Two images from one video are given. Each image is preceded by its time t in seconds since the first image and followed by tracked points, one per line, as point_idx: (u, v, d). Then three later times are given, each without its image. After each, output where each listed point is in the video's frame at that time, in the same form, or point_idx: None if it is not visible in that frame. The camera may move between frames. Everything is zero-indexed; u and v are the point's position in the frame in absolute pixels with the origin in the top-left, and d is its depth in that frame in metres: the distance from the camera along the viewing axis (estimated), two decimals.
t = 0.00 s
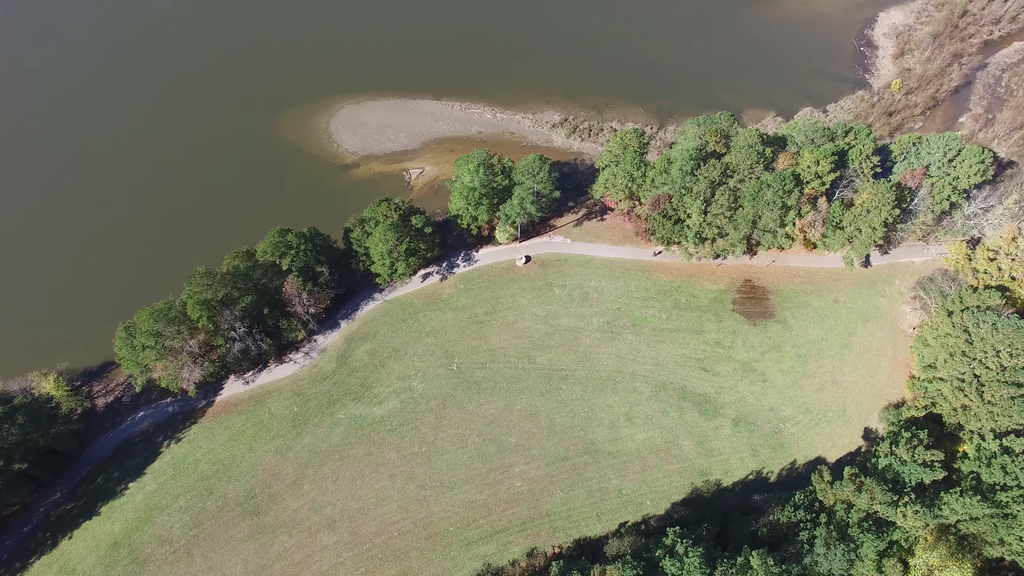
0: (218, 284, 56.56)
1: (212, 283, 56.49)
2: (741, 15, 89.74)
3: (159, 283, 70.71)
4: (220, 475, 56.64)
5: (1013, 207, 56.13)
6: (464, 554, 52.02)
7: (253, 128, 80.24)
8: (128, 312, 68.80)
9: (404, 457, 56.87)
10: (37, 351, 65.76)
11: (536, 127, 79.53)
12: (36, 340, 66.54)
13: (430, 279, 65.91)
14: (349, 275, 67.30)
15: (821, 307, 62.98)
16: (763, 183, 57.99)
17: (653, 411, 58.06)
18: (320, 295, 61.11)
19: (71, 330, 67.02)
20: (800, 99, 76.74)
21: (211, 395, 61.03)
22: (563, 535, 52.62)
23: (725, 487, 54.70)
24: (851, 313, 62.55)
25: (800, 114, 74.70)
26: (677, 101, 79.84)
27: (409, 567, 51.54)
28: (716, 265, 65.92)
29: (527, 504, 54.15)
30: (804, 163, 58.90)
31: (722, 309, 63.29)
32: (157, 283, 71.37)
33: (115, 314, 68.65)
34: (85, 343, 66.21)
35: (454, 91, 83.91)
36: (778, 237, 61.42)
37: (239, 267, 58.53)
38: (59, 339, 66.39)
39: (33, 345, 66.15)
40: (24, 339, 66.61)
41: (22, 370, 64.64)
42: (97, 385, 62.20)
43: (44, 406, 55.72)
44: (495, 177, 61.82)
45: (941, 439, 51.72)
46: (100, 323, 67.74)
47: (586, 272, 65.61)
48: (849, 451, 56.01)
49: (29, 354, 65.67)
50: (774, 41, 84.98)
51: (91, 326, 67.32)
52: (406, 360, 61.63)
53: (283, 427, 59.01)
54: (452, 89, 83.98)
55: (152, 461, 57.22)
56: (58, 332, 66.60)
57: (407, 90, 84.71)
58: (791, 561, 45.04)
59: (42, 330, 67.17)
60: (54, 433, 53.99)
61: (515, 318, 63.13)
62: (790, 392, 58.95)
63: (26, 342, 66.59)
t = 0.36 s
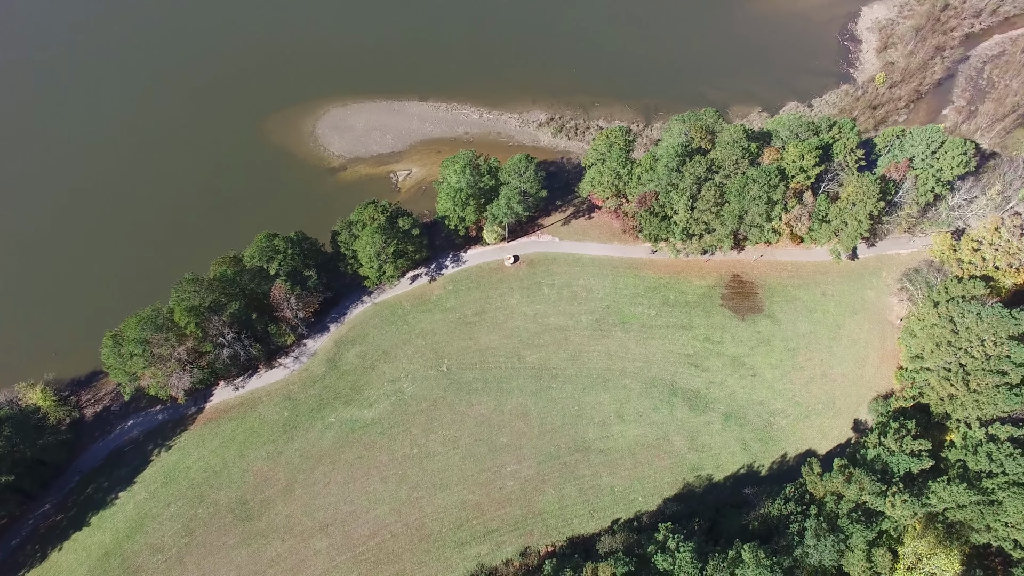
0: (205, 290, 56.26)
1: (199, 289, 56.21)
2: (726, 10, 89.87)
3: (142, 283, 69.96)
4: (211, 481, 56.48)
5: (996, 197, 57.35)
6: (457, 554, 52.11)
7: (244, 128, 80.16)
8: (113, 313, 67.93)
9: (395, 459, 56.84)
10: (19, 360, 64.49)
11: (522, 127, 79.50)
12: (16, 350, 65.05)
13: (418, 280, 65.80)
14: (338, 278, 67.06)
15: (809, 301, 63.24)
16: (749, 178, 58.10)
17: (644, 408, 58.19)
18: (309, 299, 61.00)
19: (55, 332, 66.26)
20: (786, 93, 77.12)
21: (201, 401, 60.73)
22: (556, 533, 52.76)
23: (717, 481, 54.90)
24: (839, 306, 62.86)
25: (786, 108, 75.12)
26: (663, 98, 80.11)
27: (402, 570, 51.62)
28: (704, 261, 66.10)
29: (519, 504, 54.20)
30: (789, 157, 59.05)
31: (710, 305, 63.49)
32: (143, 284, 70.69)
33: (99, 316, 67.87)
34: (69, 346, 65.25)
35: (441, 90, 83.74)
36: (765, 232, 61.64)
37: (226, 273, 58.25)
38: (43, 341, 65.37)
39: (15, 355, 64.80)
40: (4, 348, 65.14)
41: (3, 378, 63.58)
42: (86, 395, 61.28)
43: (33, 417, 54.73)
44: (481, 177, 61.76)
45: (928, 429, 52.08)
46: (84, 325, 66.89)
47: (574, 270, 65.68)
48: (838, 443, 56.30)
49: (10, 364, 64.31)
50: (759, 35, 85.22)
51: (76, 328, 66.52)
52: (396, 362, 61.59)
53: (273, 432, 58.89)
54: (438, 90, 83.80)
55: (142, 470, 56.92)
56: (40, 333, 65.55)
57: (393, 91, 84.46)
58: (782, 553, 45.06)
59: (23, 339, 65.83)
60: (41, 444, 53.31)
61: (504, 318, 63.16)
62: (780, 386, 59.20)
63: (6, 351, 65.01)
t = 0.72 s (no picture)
0: (186, 301, 55.92)
1: (180, 300, 55.89)
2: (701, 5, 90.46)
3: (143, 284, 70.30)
4: (199, 493, 56.14)
5: (970, 183, 58.93)
6: (449, 557, 52.06)
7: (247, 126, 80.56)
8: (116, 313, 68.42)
9: (384, 464, 56.72)
10: None
11: (501, 127, 79.58)
12: None
13: (401, 284, 65.70)
14: (320, 285, 66.88)
15: (791, 291, 63.65)
16: (727, 171, 58.40)
17: (630, 403, 58.38)
18: (292, 307, 60.86)
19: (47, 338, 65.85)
20: (762, 86, 77.79)
21: (187, 413, 60.34)
22: (546, 532, 52.77)
23: (705, 474, 55.10)
24: (821, 294, 63.34)
25: (762, 100, 75.73)
26: (642, 93, 80.54)
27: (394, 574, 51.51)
28: (686, 255, 66.40)
29: (509, 504, 54.21)
30: (766, 149, 59.40)
31: (694, 299, 63.75)
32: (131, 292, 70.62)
33: (100, 317, 68.28)
34: (56, 357, 64.58)
35: (419, 94, 83.68)
36: (745, 224, 61.95)
37: (207, 283, 57.91)
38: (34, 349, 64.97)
39: None
40: None
41: None
42: (69, 411, 60.72)
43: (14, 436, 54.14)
44: (461, 179, 61.76)
45: (912, 414, 52.43)
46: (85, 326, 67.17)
47: (557, 269, 65.81)
48: (824, 431, 56.68)
49: None
50: (734, 28, 85.83)
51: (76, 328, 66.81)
52: (381, 367, 61.49)
53: (260, 441, 58.64)
54: (416, 93, 83.80)
55: (128, 485, 56.48)
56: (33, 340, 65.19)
57: (372, 96, 84.37)
58: (771, 542, 45.26)
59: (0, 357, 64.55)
60: (23, 463, 52.86)
61: (489, 319, 63.20)
62: (765, 376, 59.53)
63: None
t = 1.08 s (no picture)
0: (165, 314, 55.39)
1: (159, 314, 55.41)
2: None
3: (135, 287, 69.53)
4: (186, 507, 55.72)
5: (944, 168, 59.59)
6: (439, 560, 51.98)
7: (243, 127, 81.03)
8: (114, 312, 68.06)
9: (372, 470, 56.55)
10: None
11: (478, 129, 79.60)
12: None
13: (383, 289, 65.61)
14: (302, 293, 66.76)
15: (772, 281, 64.07)
16: (703, 165, 58.87)
17: (616, 400, 58.53)
18: (273, 316, 60.62)
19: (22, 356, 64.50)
20: (737, 79, 78.51)
21: (171, 427, 59.91)
22: (536, 531, 52.77)
23: (692, 467, 55.22)
24: (802, 284, 63.80)
25: (738, 94, 76.39)
26: (618, 91, 81.04)
27: None
28: (667, 250, 66.62)
29: (498, 505, 54.17)
30: (741, 141, 59.63)
31: (676, 293, 64.00)
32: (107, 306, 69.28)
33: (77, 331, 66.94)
34: (32, 376, 63.31)
35: (395, 97, 83.54)
36: (724, 217, 62.20)
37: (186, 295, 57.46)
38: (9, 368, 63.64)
39: None
40: None
41: None
42: (50, 430, 59.65)
43: None
44: (439, 182, 61.90)
45: (893, 399, 52.64)
46: (83, 326, 66.98)
47: (539, 268, 65.87)
48: (808, 420, 57.01)
49: None
50: (708, 22, 86.44)
51: (74, 327, 66.39)
52: (366, 373, 61.32)
53: (246, 452, 58.33)
54: (393, 97, 83.67)
55: (114, 502, 55.95)
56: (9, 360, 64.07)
57: (349, 101, 84.19)
58: (758, 533, 45.16)
59: None
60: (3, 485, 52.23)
61: (472, 321, 63.17)
62: (749, 367, 59.83)
63: None
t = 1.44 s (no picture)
0: (146, 326, 54.95)
1: (140, 326, 55.01)
2: None
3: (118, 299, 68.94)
4: (172, 519, 55.37)
5: (922, 160, 60.23)
6: (428, 565, 51.82)
7: (237, 127, 81.09)
8: (97, 324, 67.42)
9: (359, 477, 56.35)
10: None
11: (458, 131, 79.51)
12: None
13: (367, 295, 65.40)
14: (286, 301, 66.52)
15: (755, 277, 64.28)
16: (682, 163, 58.83)
17: (602, 399, 58.52)
18: (257, 324, 60.44)
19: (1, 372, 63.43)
20: (716, 75, 78.78)
21: (156, 439, 59.54)
22: (525, 533, 52.69)
23: (679, 465, 55.22)
24: (785, 279, 64.00)
25: (717, 90, 76.67)
26: (599, 90, 81.17)
27: None
28: (650, 248, 66.72)
29: (485, 508, 54.05)
30: (720, 137, 59.67)
31: (660, 291, 64.08)
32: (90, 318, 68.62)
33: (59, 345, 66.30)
34: (12, 391, 62.30)
35: (375, 102, 83.43)
36: (706, 214, 62.35)
37: (168, 306, 57.19)
38: None
39: None
40: None
41: None
42: (32, 446, 59.08)
43: None
44: (419, 186, 61.99)
45: (877, 391, 53.11)
46: (66, 339, 66.41)
47: (522, 269, 65.83)
48: (794, 414, 57.15)
49: None
50: (687, 19, 86.65)
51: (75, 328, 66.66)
52: (351, 379, 61.12)
53: (232, 462, 58.01)
54: (373, 102, 83.54)
55: (99, 517, 55.54)
56: None
57: (329, 107, 84.01)
58: (744, 529, 45.09)
59: None
60: None
61: (456, 324, 63.07)
62: (734, 363, 59.93)
63: None
